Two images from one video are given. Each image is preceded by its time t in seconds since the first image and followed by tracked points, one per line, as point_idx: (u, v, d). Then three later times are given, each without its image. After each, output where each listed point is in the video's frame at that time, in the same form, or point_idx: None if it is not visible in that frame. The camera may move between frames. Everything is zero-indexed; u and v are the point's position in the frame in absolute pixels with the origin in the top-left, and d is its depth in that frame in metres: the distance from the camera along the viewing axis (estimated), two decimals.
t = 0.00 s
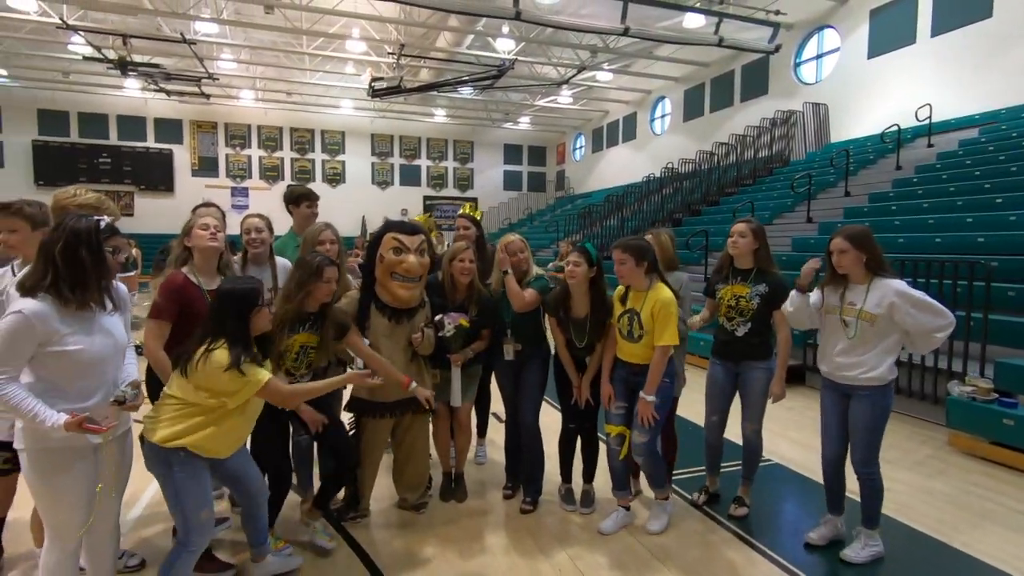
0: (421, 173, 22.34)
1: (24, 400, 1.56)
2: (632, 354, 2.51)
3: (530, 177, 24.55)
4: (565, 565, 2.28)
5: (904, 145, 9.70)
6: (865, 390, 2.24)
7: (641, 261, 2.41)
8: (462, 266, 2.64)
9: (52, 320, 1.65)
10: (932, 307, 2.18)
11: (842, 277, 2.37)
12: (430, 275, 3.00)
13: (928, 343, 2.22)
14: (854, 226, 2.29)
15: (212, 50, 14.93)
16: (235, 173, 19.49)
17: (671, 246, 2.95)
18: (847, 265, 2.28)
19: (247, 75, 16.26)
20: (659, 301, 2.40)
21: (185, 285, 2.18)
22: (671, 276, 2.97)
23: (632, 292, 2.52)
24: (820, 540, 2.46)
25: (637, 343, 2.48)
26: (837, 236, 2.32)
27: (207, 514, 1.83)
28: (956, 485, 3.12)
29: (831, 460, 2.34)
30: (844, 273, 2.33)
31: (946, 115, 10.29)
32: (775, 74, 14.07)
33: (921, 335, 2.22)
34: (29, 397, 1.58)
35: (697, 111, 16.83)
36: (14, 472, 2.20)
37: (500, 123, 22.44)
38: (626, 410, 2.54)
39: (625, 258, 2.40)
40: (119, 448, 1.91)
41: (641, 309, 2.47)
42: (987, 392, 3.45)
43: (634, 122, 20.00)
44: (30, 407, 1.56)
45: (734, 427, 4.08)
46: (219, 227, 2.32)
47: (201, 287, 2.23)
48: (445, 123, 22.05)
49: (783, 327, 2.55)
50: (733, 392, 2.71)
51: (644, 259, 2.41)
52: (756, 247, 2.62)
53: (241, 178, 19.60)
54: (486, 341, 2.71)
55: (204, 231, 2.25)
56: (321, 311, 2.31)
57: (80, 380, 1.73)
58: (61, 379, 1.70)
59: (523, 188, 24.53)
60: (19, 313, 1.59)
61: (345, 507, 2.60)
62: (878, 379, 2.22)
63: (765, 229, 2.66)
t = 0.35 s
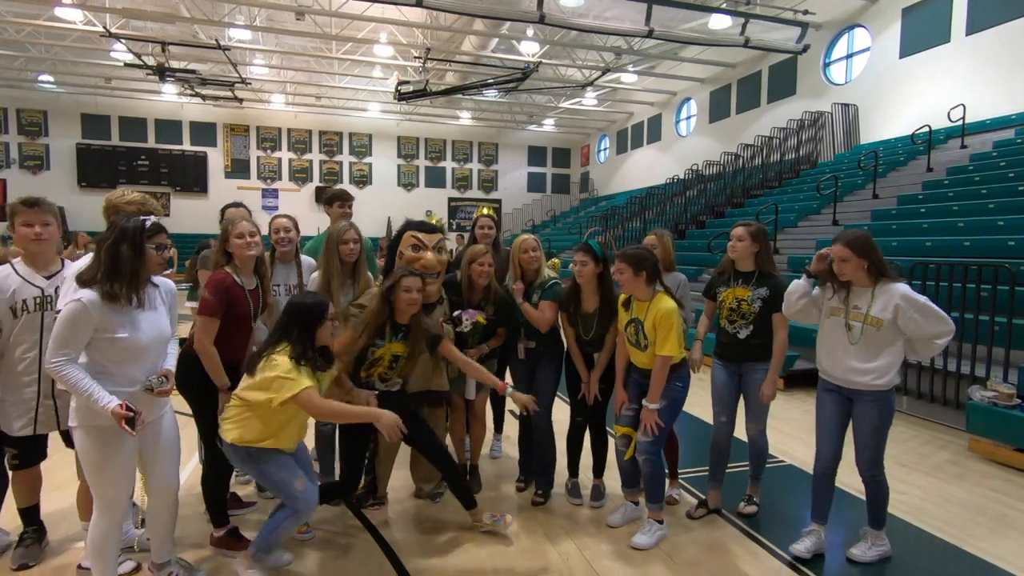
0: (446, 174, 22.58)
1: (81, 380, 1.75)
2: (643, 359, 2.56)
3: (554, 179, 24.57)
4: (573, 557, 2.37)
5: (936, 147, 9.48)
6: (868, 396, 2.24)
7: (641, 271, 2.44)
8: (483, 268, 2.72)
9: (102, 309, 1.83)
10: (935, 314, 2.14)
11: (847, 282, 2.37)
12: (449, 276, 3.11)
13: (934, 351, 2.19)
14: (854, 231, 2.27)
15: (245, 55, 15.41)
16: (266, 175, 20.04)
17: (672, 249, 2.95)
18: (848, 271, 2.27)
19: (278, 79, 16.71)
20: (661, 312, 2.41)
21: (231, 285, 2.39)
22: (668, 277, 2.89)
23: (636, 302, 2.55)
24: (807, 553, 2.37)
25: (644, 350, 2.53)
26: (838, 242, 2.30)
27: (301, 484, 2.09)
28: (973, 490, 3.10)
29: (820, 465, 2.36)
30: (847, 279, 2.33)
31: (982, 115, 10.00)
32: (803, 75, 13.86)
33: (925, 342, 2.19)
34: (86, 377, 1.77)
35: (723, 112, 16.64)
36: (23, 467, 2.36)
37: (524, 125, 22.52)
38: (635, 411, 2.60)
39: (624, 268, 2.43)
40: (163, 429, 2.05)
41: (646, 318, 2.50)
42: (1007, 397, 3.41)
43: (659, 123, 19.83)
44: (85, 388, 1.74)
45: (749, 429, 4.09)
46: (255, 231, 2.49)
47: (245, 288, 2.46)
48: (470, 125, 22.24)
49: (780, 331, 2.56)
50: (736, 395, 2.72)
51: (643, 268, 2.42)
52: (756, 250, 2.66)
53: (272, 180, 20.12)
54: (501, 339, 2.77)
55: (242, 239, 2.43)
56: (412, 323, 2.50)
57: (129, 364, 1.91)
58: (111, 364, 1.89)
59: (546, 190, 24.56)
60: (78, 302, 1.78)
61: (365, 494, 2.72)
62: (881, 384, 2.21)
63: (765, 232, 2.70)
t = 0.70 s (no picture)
0: (463, 171, 22.68)
1: (148, 370, 2.02)
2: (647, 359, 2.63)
3: (571, 174, 24.50)
4: (584, 550, 2.46)
5: (960, 137, 9.28)
6: (849, 390, 2.26)
7: (642, 274, 2.49)
8: (499, 266, 2.81)
9: (163, 307, 2.09)
10: (914, 310, 2.17)
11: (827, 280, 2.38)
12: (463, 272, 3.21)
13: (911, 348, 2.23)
14: (834, 230, 2.27)
15: (265, 56, 15.69)
16: (287, 173, 20.38)
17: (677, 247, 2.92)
18: (828, 270, 2.28)
19: (298, 79, 16.97)
20: (658, 313, 2.45)
21: (260, 287, 2.63)
22: (672, 276, 2.92)
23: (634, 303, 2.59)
24: (802, 544, 2.43)
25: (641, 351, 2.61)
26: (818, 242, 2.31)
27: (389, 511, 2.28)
28: (985, 483, 3.10)
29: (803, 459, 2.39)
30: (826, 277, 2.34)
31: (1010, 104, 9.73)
32: (824, 65, 13.61)
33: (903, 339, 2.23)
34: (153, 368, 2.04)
35: (742, 104, 16.43)
36: (56, 460, 2.49)
37: (541, 120, 22.49)
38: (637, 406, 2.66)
39: (626, 270, 2.46)
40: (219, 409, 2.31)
41: (643, 320, 2.55)
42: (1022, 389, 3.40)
43: (677, 117, 19.63)
44: (155, 377, 2.01)
45: (762, 423, 4.13)
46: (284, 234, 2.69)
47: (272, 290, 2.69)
48: (487, 121, 22.28)
49: (765, 325, 2.58)
50: (728, 390, 2.74)
51: (644, 271, 2.47)
52: (742, 244, 2.69)
53: (292, 178, 20.45)
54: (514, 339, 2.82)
55: (274, 246, 2.63)
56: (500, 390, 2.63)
57: (189, 354, 2.17)
58: (174, 355, 2.15)
59: (564, 185, 24.50)
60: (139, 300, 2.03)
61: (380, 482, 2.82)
62: (862, 380, 2.24)
63: (752, 226, 2.71)
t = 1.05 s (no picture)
0: (479, 169, 22.74)
1: (185, 384, 2.18)
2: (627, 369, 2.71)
3: (588, 170, 24.38)
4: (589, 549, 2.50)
5: (985, 125, 9.04)
6: (842, 387, 2.24)
7: (627, 290, 2.56)
8: (504, 267, 2.86)
9: (199, 324, 2.26)
10: (907, 305, 2.18)
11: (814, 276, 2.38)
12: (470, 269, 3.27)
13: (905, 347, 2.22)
14: (822, 226, 2.27)
15: (283, 58, 15.93)
16: (306, 174, 20.68)
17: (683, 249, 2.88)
18: (817, 263, 2.28)
19: (315, 80, 17.19)
20: (641, 328, 2.57)
21: (276, 289, 2.81)
22: (669, 283, 2.91)
23: (615, 317, 2.67)
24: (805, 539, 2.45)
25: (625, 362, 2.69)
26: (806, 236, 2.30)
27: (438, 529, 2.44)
28: (999, 479, 3.06)
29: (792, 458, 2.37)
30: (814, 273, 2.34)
31: None
32: (843, 54, 13.34)
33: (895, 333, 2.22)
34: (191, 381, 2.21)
35: (760, 97, 16.19)
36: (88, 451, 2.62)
37: (556, 116, 22.41)
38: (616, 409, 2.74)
39: (612, 289, 2.53)
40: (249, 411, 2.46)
41: (625, 334, 2.65)
42: None
43: (693, 111, 19.40)
44: (191, 390, 2.17)
45: (775, 419, 4.11)
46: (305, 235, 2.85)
47: (285, 289, 2.85)
48: (502, 119, 22.30)
49: (762, 315, 2.58)
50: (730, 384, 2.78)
51: (630, 287, 2.54)
52: (740, 237, 2.69)
53: (311, 178, 20.74)
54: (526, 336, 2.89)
55: (299, 252, 2.81)
56: (520, 417, 2.63)
57: (222, 370, 2.33)
58: (207, 371, 2.31)
59: (580, 181, 24.40)
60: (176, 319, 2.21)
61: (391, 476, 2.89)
62: (857, 376, 2.22)
63: (751, 220, 2.70)
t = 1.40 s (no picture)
0: (498, 169, 22.80)
1: (221, 405, 2.35)
2: (623, 420, 2.79)
3: (607, 171, 24.25)
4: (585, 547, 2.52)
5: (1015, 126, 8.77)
6: (821, 395, 2.24)
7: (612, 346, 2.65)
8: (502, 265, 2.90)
9: (235, 343, 2.38)
10: (884, 323, 2.09)
11: (799, 280, 2.37)
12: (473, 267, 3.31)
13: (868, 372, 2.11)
14: (802, 226, 2.27)
15: (306, 60, 16.19)
16: (328, 174, 20.97)
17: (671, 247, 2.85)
18: (793, 264, 2.27)
19: (337, 81, 17.43)
20: (631, 381, 2.68)
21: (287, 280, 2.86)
22: (662, 284, 2.91)
23: (600, 371, 2.75)
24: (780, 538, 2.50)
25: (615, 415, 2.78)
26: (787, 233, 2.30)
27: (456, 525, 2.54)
28: (1011, 489, 2.99)
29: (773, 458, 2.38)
30: (795, 276, 2.33)
31: None
32: (869, 54, 13.06)
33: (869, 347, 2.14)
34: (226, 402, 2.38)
35: (782, 97, 15.93)
36: (106, 438, 2.73)
37: (575, 117, 22.35)
38: (601, 440, 2.83)
39: (602, 345, 2.63)
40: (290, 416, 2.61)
41: (612, 388, 2.74)
42: None
43: (714, 111, 19.17)
44: (226, 416, 2.34)
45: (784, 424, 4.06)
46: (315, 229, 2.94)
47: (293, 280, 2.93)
48: (522, 119, 22.32)
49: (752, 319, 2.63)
50: (724, 387, 2.80)
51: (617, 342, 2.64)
52: (732, 239, 2.71)
53: (332, 178, 21.02)
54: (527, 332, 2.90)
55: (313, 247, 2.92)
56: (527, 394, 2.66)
57: (250, 391, 2.46)
58: (239, 390, 2.44)
59: (599, 181, 24.29)
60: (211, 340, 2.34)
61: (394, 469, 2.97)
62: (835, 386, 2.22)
63: (743, 221, 2.72)
